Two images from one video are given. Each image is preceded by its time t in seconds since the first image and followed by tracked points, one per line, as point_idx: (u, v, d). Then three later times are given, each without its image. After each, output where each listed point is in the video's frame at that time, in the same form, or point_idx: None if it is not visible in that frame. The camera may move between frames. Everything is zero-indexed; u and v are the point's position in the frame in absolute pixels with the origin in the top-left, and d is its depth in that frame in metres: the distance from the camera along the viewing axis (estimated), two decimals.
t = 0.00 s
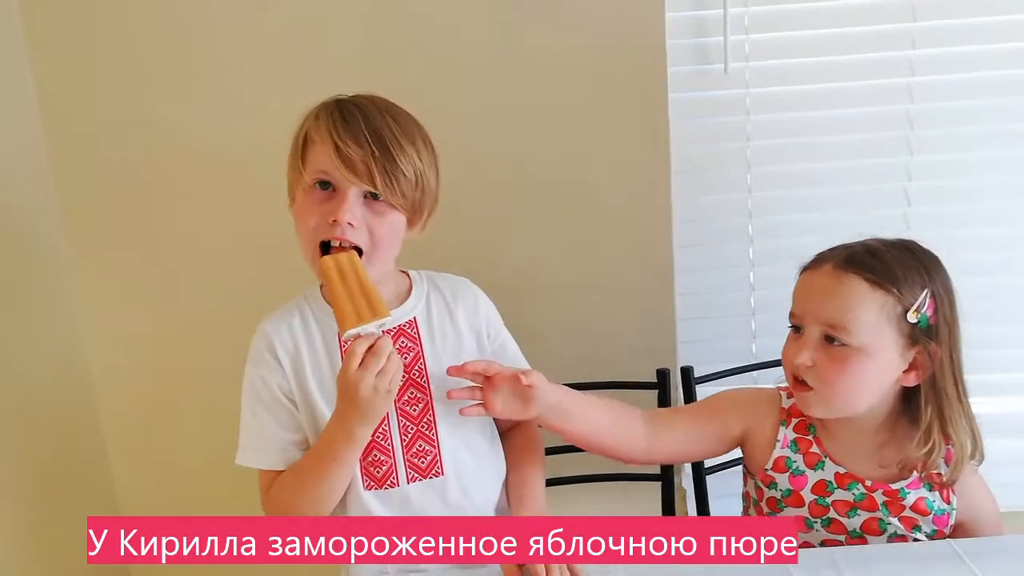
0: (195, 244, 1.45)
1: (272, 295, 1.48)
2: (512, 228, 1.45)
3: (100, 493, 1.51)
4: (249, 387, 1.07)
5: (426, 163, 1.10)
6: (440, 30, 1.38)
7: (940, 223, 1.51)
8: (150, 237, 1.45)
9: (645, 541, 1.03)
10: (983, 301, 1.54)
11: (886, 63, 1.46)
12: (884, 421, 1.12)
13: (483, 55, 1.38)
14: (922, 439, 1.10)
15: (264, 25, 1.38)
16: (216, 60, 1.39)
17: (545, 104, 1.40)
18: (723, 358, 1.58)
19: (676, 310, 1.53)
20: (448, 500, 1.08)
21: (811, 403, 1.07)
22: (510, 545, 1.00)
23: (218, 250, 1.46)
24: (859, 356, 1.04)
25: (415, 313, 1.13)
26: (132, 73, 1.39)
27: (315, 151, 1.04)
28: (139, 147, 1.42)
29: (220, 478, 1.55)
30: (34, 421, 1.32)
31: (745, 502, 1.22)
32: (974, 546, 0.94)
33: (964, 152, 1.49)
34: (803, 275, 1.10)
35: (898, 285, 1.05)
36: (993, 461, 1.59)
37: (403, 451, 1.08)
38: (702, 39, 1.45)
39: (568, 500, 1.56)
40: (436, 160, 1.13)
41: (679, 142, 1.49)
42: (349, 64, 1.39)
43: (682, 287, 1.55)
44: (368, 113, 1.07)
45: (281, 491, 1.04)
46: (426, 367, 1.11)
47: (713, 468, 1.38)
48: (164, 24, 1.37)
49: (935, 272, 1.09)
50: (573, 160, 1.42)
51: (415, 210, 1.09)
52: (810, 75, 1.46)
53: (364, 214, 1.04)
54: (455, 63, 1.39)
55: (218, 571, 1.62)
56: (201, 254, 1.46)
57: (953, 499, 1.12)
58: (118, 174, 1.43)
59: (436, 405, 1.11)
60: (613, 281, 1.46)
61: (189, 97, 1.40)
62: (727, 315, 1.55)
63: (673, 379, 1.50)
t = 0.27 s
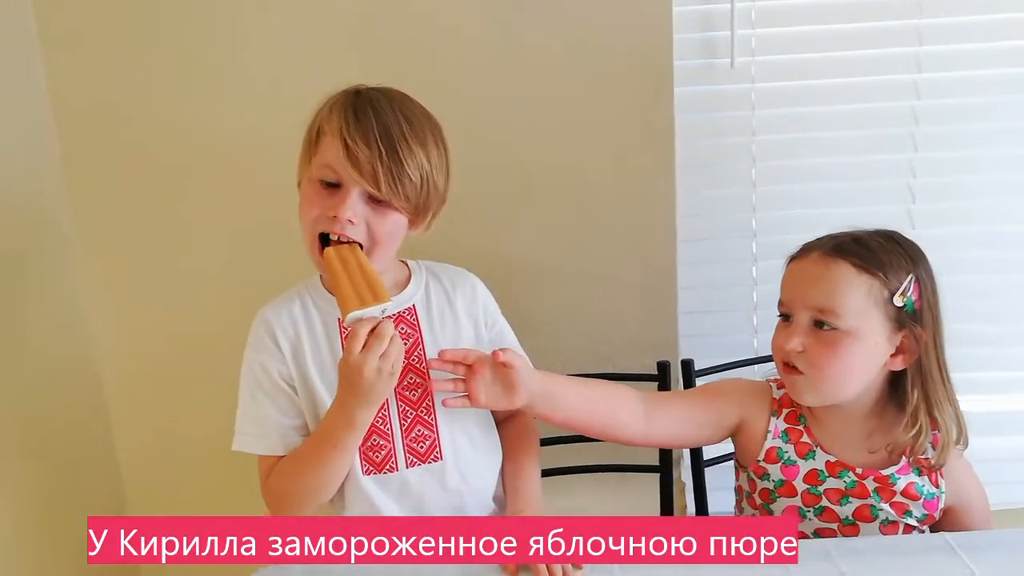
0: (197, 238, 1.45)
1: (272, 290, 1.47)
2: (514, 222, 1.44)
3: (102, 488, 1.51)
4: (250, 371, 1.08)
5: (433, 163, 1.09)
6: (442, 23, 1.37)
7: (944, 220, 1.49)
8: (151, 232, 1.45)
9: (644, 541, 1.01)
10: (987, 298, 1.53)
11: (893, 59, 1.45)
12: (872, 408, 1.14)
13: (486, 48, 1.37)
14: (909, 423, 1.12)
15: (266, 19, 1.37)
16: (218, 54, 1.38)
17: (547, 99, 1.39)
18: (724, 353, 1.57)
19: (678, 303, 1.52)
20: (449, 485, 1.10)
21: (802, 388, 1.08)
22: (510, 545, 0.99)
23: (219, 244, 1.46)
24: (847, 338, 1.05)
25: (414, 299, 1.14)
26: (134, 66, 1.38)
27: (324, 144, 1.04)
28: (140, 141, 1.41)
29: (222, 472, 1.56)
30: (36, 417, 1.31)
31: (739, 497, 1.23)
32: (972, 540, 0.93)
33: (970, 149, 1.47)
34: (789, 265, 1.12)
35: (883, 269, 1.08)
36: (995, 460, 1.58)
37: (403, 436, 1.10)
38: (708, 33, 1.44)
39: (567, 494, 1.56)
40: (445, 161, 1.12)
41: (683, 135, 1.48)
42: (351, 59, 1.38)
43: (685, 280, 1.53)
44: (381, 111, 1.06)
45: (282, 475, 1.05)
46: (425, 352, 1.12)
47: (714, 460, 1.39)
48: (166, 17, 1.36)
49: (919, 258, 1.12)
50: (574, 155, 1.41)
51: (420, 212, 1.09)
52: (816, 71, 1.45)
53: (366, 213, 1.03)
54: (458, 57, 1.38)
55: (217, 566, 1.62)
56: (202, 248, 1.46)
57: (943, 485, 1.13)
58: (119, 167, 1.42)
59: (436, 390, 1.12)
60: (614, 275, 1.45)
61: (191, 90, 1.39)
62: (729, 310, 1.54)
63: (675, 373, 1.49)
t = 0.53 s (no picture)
0: (199, 249, 1.46)
1: (273, 301, 1.48)
2: (514, 234, 1.45)
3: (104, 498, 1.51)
4: (248, 384, 1.09)
5: (434, 195, 1.08)
6: (443, 38, 1.38)
7: (942, 235, 1.50)
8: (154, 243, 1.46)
9: (644, 541, 1.02)
10: (985, 311, 1.53)
11: (891, 76, 1.46)
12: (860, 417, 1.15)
13: (486, 62, 1.38)
14: (897, 430, 1.14)
15: (268, 33, 1.38)
16: (221, 68, 1.39)
17: (547, 112, 1.40)
18: (723, 365, 1.58)
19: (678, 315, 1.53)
20: (446, 495, 1.11)
21: (793, 396, 1.09)
22: (510, 544, 0.99)
23: (221, 256, 1.46)
24: (835, 345, 1.07)
25: (410, 311, 1.15)
26: (138, 79, 1.39)
27: (325, 168, 1.04)
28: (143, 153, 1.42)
29: (223, 483, 1.56)
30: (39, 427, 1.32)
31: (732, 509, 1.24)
32: (965, 550, 0.93)
33: (967, 164, 1.48)
34: (777, 276, 1.14)
35: (868, 278, 1.09)
36: (990, 473, 1.58)
37: (400, 446, 1.10)
38: (707, 49, 1.45)
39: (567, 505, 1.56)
40: (448, 191, 1.10)
41: (682, 148, 1.49)
42: (352, 72, 1.39)
43: (684, 292, 1.54)
44: (383, 138, 1.05)
45: (283, 487, 1.05)
46: (420, 362, 1.13)
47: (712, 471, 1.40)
48: (170, 31, 1.38)
49: (902, 268, 1.14)
50: (574, 168, 1.42)
51: (416, 242, 1.08)
52: (814, 87, 1.46)
53: (360, 240, 1.03)
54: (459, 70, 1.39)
55: None
56: (204, 260, 1.46)
57: (933, 493, 1.14)
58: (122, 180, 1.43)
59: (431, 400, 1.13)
60: (614, 287, 1.46)
61: (194, 104, 1.40)
62: (728, 322, 1.55)
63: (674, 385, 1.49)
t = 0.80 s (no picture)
0: (192, 246, 1.46)
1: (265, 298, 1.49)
2: (506, 231, 1.45)
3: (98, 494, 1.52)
4: (242, 379, 1.09)
5: (430, 208, 1.06)
6: (434, 36, 1.38)
7: (932, 232, 1.50)
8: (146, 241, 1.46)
9: (644, 541, 1.02)
10: (976, 308, 1.53)
11: (880, 73, 1.45)
12: (845, 407, 1.16)
13: (477, 60, 1.39)
14: (881, 418, 1.15)
15: (260, 32, 1.38)
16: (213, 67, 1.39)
17: (538, 110, 1.40)
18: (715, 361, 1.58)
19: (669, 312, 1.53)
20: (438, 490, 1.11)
21: (779, 389, 1.09)
22: (510, 545, 1.00)
23: (213, 253, 1.47)
24: (820, 337, 1.07)
25: (406, 308, 1.15)
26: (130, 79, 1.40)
27: (322, 178, 1.02)
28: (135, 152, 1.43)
29: (215, 479, 1.56)
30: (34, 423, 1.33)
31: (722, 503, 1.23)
32: (952, 545, 0.95)
33: (958, 161, 1.48)
34: (760, 271, 1.15)
35: (849, 271, 1.10)
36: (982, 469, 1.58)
37: (393, 442, 1.11)
38: (697, 46, 1.45)
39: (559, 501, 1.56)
40: (446, 201, 1.09)
41: (674, 145, 1.49)
42: (343, 71, 1.40)
43: (676, 288, 1.54)
44: (379, 150, 1.03)
45: (276, 482, 1.06)
46: (414, 360, 1.13)
47: (705, 467, 1.40)
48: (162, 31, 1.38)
49: (881, 260, 1.15)
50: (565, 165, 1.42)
51: (410, 253, 1.07)
52: (803, 85, 1.46)
53: (353, 250, 1.03)
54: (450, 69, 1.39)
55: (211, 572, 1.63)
56: (196, 257, 1.47)
57: (918, 480, 1.15)
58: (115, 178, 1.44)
59: (425, 397, 1.13)
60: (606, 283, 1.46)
61: (186, 103, 1.41)
62: (720, 318, 1.55)
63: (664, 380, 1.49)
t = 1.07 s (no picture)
0: (198, 238, 1.47)
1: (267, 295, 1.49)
2: (511, 225, 1.45)
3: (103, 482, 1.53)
4: (255, 348, 1.09)
5: (452, 199, 1.05)
6: (444, 32, 1.38)
7: (935, 236, 1.51)
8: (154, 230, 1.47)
9: (645, 541, 1.00)
10: (978, 313, 1.54)
11: (892, 76, 1.45)
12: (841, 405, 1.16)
13: (487, 54, 1.39)
14: (876, 417, 1.15)
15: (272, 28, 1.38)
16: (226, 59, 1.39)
17: (546, 107, 1.41)
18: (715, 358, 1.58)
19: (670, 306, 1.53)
20: (440, 474, 1.12)
21: (779, 388, 1.10)
22: (510, 545, 1.00)
23: (218, 245, 1.47)
24: (821, 337, 1.08)
25: (420, 292, 1.14)
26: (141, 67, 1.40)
27: (345, 166, 1.02)
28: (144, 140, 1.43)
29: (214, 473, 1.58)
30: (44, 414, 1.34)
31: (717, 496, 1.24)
32: (936, 543, 0.97)
33: (963, 167, 1.48)
34: (761, 271, 1.15)
35: (850, 272, 1.10)
36: (974, 471, 1.60)
37: (400, 424, 1.11)
38: (711, 45, 1.45)
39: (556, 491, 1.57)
40: (468, 190, 1.08)
41: (682, 140, 1.49)
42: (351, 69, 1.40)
43: (678, 282, 1.55)
44: (402, 140, 1.02)
45: (277, 454, 1.08)
46: (425, 346, 1.13)
47: (700, 460, 1.41)
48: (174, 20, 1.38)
49: (881, 262, 1.14)
50: (570, 164, 1.43)
51: (433, 241, 1.07)
52: (815, 86, 1.46)
53: (373, 240, 1.03)
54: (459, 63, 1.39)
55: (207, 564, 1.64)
56: (202, 249, 1.47)
57: (909, 475, 1.15)
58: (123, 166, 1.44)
59: (434, 382, 1.13)
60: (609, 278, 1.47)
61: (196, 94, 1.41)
62: (720, 315, 1.55)
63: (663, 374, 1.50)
